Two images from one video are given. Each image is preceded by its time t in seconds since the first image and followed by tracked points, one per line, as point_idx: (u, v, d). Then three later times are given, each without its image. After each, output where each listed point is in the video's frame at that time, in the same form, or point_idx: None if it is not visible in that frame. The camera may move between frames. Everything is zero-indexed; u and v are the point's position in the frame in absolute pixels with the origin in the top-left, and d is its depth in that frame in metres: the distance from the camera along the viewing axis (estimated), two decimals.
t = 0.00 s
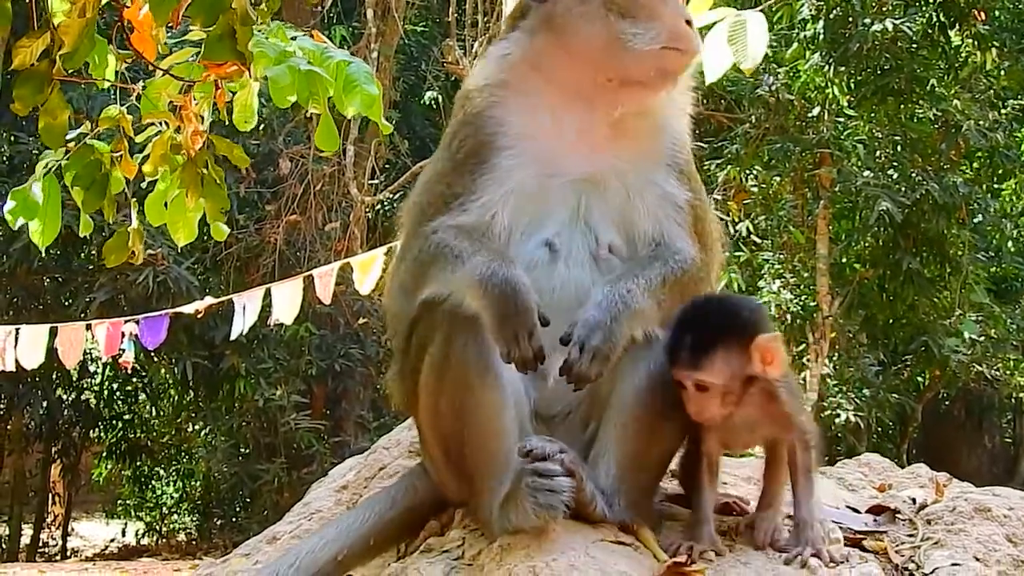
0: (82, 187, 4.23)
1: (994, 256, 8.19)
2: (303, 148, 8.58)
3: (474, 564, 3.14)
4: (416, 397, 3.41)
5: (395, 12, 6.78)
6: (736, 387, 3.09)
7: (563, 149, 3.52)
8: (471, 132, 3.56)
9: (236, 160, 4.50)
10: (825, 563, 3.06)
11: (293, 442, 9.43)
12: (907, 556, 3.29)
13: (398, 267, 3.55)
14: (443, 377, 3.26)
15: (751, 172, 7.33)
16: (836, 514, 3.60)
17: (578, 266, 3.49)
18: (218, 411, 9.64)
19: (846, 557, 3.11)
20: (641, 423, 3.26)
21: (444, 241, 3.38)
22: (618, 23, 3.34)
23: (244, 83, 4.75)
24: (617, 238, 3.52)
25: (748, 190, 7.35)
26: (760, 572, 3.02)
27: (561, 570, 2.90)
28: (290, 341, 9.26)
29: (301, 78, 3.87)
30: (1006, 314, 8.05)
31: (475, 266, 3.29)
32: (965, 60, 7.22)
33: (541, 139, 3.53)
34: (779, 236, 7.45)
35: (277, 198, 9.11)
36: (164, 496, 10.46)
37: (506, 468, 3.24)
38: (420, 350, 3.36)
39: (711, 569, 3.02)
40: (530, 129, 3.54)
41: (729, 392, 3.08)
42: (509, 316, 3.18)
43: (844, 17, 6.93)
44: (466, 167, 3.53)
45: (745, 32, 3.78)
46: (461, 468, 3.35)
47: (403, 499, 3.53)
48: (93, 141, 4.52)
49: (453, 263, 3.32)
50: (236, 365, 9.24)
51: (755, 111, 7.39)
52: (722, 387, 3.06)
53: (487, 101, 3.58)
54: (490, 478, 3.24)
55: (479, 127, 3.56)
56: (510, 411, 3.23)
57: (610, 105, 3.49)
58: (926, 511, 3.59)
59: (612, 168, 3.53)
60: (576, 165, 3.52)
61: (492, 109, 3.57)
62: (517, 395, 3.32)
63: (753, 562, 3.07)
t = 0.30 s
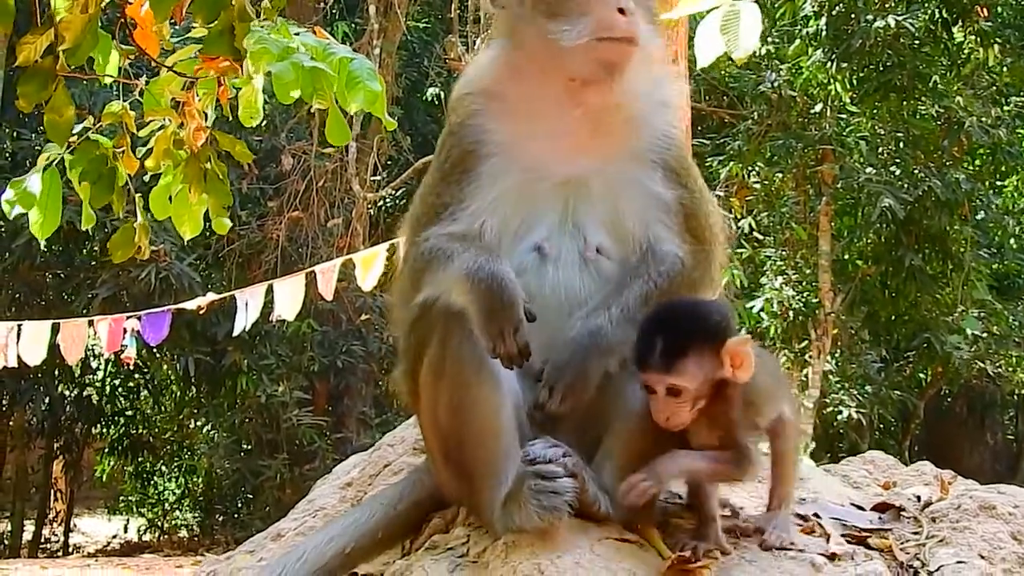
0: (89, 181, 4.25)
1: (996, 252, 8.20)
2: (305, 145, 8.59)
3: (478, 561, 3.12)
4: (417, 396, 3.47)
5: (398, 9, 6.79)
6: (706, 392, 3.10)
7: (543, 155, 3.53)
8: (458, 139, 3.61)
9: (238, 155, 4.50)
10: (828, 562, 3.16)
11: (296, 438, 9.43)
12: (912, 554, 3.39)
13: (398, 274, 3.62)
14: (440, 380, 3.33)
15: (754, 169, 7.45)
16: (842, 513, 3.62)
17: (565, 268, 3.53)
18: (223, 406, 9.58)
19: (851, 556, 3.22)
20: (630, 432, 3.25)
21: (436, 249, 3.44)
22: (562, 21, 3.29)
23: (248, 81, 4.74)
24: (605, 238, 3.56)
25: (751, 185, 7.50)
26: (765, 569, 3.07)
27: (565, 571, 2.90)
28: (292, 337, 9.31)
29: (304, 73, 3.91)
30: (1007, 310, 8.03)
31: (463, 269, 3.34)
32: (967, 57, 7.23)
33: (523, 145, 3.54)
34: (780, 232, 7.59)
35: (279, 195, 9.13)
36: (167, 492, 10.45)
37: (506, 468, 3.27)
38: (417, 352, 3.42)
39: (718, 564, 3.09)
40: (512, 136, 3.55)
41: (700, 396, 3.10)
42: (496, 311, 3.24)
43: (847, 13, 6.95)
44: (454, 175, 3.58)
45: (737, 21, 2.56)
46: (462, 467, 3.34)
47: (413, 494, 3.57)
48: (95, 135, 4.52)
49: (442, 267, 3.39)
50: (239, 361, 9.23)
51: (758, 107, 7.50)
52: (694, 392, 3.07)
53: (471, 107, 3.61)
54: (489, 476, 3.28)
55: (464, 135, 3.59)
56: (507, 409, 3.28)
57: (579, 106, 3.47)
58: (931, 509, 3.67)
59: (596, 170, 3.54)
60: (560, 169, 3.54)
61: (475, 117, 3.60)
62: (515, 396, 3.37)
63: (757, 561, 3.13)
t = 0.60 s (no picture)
0: (89, 179, 4.28)
1: (998, 248, 8.19)
2: (307, 143, 8.59)
3: (486, 558, 3.21)
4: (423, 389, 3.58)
5: (399, 5, 6.80)
6: (653, 399, 3.01)
7: (534, 153, 3.53)
8: (452, 146, 3.63)
9: (239, 155, 4.52)
10: (836, 559, 3.17)
11: (298, 436, 9.43)
12: (919, 551, 3.45)
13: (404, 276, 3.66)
14: (444, 379, 3.42)
15: (756, 166, 7.39)
16: (851, 509, 3.67)
17: (559, 267, 3.49)
18: (223, 404, 9.61)
19: (859, 553, 3.24)
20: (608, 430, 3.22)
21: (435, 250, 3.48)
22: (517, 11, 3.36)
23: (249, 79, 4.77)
24: (598, 236, 3.52)
25: (753, 182, 7.43)
26: (772, 567, 3.09)
27: (571, 568, 2.94)
28: (295, 335, 9.25)
29: (306, 72, 3.92)
30: (1010, 307, 7.99)
31: (461, 266, 3.38)
32: (970, 53, 7.23)
33: (512, 144, 3.55)
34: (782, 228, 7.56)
35: (281, 192, 9.14)
36: (169, 490, 10.47)
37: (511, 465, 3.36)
38: (425, 345, 3.54)
39: (724, 564, 3.10)
40: (500, 137, 3.56)
41: (645, 404, 3.01)
42: (504, 304, 3.26)
43: (848, 10, 6.96)
44: (452, 177, 3.61)
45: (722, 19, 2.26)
46: (467, 464, 3.48)
47: (422, 487, 3.75)
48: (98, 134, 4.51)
49: (445, 268, 3.43)
50: (241, 359, 9.22)
51: (759, 105, 7.64)
52: (638, 399, 2.99)
53: (463, 113, 3.63)
54: (494, 473, 3.38)
55: (460, 137, 3.62)
56: (508, 407, 3.38)
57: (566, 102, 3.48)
58: (938, 506, 3.74)
59: (583, 165, 3.52)
60: (549, 167, 3.52)
61: (466, 123, 3.61)
62: (518, 392, 3.45)
63: (764, 558, 3.14)
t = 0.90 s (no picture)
0: (101, 180, 4.28)
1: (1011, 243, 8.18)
2: (318, 140, 8.60)
3: (498, 555, 3.22)
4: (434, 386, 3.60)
5: (408, 3, 6.82)
6: (668, 388, 3.03)
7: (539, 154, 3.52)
8: (463, 147, 3.64)
9: (249, 154, 4.53)
10: (849, 555, 3.18)
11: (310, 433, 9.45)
12: (933, 547, 3.45)
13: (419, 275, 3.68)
14: (455, 375, 3.43)
15: (767, 162, 7.48)
16: (863, 505, 3.66)
17: (569, 267, 3.48)
18: (234, 402, 9.63)
19: (872, 548, 3.25)
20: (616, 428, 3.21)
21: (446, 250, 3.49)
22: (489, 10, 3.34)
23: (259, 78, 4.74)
24: (605, 237, 3.50)
25: (764, 178, 7.52)
26: (785, 564, 3.10)
27: (584, 565, 2.94)
28: (306, 332, 9.27)
29: (319, 66, 3.89)
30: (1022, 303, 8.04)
31: (471, 263, 3.39)
32: (980, 48, 7.24)
33: (519, 145, 3.55)
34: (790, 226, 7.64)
35: (292, 189, 9.14)
36: (181, 488, 10.50)
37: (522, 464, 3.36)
38: (436, 342, 3.55)
39: (736, 561, 3.11)
40: (507, 138, 3.57)
41: (662, 392, 3.02)
42: (512, 300, 3.26)
43: (859, 6, 6.97)
44: (462, 178, 3.62)
45: None
46: (478, 462, 3.48)
47: (435, 484, 3.76)
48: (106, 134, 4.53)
49: (456, 265, 3.45)
50: (253, 356, 9.22)
51: (770, 101, 7.72)
52: (654, 384, 3.01)
53: (473, 114, 3.62)
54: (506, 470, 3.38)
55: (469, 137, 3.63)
56: (518, 405, 3.38)
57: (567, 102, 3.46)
58: (951, 501, 3.75)
59: (589, 163, 3.50)
60: (555, 167, 3.52)
61: (476, 124, 3.61)
62: (529, 390, 3.45)
63: (777, 555, 3.15)
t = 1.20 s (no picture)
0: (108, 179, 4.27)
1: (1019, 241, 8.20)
2: (326, 139, 8.62)
3: (510, 555, 3.22)
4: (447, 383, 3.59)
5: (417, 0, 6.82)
6: (675, 386, 3.01)
7: (548, 156, 3.52)
8: (476, 148, 3.63)
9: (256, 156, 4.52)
10: (860, 553, 3.17)
11: (318, 431, 9.47)
12: (944, 545, 3.44)
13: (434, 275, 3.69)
14: (466, 373, 3.42)
15: (775, 159, 7.44)
16: (874, 503, 3.66)
17: (582, 268, 3.47)
18: (243, 400, 9.67)
19: (884, 547, 3.25)
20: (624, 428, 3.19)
21: (459, 250, 3.49)
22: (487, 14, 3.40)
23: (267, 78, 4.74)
24: (617, 238, 3.49)
25: (772, 176, 7.45)
26: (796, 561, 3.09)
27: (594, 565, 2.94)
28: (314, 331, 9.28)
29: (325, 69, 3.93)
30: None
31: (484, 260, 3.39)
32: (989, 46, 7.30)
33: (530, 146, 3.54)
34: (803, 222, 7.50)
35: (300, 188, 9.12)
36: (189, 486, 10.55)
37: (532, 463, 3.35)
38: (449, 339, 3.54)
39: (748, 559, 3.10)
40: (519, 138, 3.55)
41: (668, 389, 3.00)
42: (525, 296, 3.26)
43: (867, 4, 7.02)
44: (476, 179, 3.63)
45: None
46: (490, 461, 3.47)
47: (446, 482, 3.76)
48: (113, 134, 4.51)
49: (469, 263, 3.45)
50: (261, 355, 9.20)
51: (778, 98, 7.67)
52: (663, 380, 2.99)
53: (485, 115, 3.62)
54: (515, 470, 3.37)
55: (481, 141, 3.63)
56: (528, 406, 3.36)
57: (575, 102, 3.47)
58: (963, 500, 3.75)
59: (600, 164, 3.49)
60: (566, 168, 3.50)
61: (487, 125, 3.61)
62: (540, 389, 3.44)
63: (789, 552, 3.14)
